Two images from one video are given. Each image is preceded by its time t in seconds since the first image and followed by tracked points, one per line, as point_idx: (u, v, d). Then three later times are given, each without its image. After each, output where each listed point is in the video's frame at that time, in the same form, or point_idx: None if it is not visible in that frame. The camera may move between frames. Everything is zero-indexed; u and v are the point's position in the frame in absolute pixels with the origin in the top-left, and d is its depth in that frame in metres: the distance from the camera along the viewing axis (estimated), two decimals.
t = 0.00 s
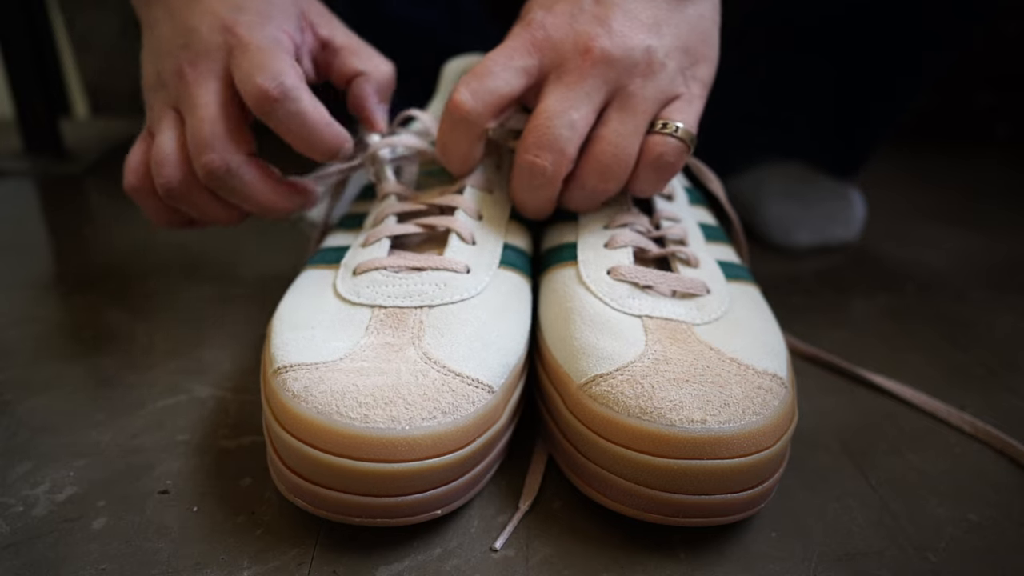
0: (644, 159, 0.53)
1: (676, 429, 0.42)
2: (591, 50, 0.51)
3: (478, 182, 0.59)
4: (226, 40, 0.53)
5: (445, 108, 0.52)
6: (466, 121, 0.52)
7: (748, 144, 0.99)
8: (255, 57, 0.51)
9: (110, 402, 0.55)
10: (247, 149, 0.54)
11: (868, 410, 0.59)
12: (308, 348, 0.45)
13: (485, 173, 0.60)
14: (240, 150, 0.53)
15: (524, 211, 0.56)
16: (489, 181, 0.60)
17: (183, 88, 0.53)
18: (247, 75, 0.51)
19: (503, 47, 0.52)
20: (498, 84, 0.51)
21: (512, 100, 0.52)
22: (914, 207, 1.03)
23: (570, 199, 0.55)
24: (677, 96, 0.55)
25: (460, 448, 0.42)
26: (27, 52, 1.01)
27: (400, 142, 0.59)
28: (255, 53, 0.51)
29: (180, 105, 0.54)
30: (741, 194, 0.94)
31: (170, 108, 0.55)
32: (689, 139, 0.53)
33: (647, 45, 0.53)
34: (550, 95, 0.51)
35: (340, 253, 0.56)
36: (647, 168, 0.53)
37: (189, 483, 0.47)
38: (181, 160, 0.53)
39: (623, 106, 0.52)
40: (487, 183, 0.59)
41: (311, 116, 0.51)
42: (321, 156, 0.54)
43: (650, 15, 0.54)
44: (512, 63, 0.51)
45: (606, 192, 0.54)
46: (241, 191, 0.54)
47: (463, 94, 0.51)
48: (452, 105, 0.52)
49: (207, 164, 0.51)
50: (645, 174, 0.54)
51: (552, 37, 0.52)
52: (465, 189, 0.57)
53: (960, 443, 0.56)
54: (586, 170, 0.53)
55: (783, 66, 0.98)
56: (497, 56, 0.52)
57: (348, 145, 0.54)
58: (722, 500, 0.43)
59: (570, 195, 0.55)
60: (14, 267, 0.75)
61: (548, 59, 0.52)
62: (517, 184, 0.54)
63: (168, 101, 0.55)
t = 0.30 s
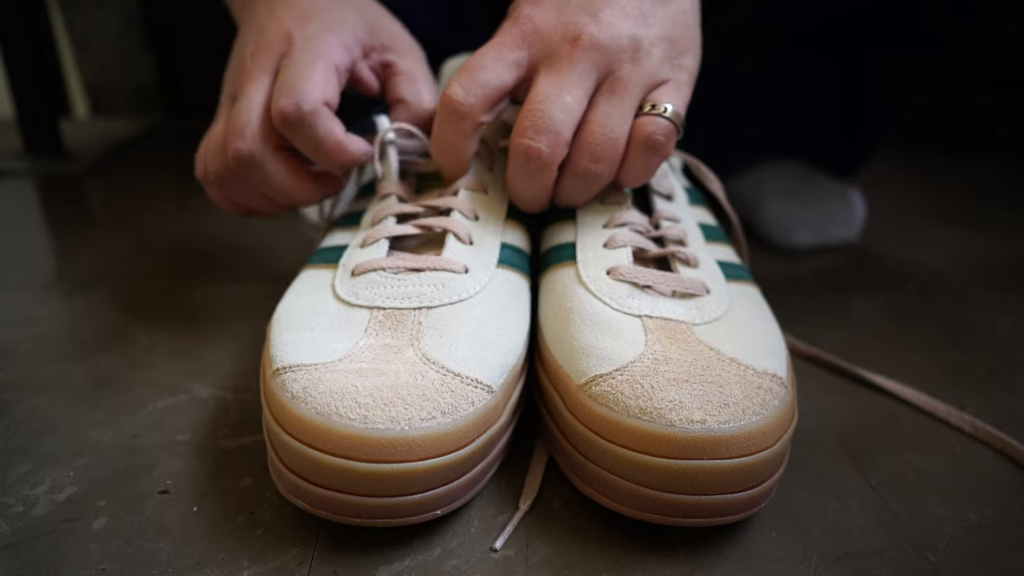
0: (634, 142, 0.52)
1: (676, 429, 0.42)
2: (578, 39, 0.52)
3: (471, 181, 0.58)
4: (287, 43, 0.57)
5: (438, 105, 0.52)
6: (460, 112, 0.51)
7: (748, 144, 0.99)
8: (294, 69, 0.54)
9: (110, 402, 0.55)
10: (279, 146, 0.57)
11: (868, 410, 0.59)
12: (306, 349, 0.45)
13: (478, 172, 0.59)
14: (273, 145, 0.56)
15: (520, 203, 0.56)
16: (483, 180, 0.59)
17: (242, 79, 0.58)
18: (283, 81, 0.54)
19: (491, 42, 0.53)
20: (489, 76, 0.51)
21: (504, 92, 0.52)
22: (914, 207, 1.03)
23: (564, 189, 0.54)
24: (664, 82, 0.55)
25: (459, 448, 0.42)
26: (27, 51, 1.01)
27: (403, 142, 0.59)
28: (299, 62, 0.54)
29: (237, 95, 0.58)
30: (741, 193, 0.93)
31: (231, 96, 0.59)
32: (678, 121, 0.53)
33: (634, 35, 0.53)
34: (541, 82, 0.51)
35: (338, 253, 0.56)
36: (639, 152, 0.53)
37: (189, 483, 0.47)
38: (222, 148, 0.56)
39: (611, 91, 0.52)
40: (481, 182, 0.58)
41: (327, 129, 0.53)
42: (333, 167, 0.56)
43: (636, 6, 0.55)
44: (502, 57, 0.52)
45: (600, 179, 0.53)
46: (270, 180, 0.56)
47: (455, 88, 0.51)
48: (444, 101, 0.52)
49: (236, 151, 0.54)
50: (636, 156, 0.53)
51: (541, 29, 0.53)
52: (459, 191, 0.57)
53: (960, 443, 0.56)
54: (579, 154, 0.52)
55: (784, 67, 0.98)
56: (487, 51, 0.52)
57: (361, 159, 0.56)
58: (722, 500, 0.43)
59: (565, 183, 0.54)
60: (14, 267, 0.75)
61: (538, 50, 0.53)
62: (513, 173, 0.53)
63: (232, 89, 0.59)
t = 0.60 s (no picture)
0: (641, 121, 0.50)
1: (677, 429, 0.42)
2: (569, 35, 0.52)
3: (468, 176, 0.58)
4: (259, 43, 0.56)
5: (430, 105, 0.52)
6: (449, 109, 0.51)
7: (748, 144, 0.99)
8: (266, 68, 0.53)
9: (110, 402, 0.55)
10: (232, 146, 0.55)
11: (868, 410, 0.59)
12: (302, 352, 0.45)
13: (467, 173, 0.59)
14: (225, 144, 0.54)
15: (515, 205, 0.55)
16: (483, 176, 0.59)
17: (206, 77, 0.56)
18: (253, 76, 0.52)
19: (484, 44, 0.53)
20: (479, 73, 0.51)
21: (496, 91, 0.52)
22: (914, 207, 1.03)
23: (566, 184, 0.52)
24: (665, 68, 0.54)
25: (457, 445, 0.42)
26: (27, 52, 1.01)
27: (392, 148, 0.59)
28: (271, 60, 0.53)
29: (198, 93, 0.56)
30: (741, 193, 0.93)
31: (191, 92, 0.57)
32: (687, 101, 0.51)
33: (625, 30, 0.53)
34: (529, 78, 0.51)
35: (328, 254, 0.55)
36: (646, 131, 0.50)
37: (189, 483, 0.47)
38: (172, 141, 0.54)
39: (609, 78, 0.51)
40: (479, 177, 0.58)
41: (291, 126, 0.51)
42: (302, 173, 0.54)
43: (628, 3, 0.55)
44: (493, 56, 0.52)
45: (605, 162, 0.50)
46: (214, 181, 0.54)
47: (445, 86, 0.51)
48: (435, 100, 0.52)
49: (185, 142, 0.52)
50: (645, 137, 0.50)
51: (531, 29, 0.54)
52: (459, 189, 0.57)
53: (960, 443, 0.56)
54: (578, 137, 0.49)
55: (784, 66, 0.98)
56: (479, 52, 0.53)
57: (327, 167, 0.53)
58: (723, 501, 0.43)
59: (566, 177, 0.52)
60: (14, 267, 0.75)
61: (529, 48, 0.53)
62: (501, 169, 0.52)
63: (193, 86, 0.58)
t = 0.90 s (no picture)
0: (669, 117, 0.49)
1: (678, 429, 0.42)
2: (584, 46, 0.53)
3: (461, 177, 0.57)
4: (197, 55, 0.55)
5: (436, 94, 0.51)
6: (456, 104, 0.50)
7: (749, 143, 0.99)
8: (208, 74, 0.52)
9: (109, 402, 0.55)
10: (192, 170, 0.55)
11: (868, 410, 0.59)
12: (298, 357, 0.44)
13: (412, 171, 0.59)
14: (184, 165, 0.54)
15: (506, 207, 0.55)
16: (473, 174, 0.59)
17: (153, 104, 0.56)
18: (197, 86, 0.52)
19: (497, 45, 0.53)
20: (490, 71, 0.51)
21: (502, 91, 0.52)
22: (914, 207, 1.03)
23: (576, 184, 0.51)
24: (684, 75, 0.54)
25: (464, 442, 0.42)
26: (27, 51, 1.01)
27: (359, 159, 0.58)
28: (212, 67, 0.53)
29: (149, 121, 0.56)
30: (741, 193, 0.93)
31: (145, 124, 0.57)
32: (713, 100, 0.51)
33: (638, 44, 0.54)
34: (541, 80, 0.51)
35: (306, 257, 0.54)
36: (673, 125, 0.50)
37: (189, 483, 0.47)
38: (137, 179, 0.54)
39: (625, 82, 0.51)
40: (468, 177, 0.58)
41: (248, 126, 0.50)
42: (275, 177, 0.52)
43: (640, 19, 0.56)
44: (508, 58, 0.52)
45: (621, 159, 0.49)
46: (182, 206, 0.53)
47: (455, 78, 0.50)
48: (442, 89, 0.50)
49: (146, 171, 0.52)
50: (666, 129, 0.50)
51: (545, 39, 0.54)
52: (446, 184, 0.57)
53: (960, 443, 0.56)
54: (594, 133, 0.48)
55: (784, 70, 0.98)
56: (494, 50, 0.52)
57: (297, 168, 0.52)
58: (724, 500, 0.43)
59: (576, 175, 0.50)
60: (14, 267, 0.75)
61: (541, 55, 0.54)
62: (501, 167, 0.51)
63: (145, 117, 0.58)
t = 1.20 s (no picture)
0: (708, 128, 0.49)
1: (678, 429, 0.42)
2: (612, 56, 0.53)
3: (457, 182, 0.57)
4: (182, 46, 0.56)
5: (454, 98, 0.51)
6: (476, 110, 0.50)
7: (748, 143, 0.99)
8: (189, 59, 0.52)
9: (109, 402, 0.55)
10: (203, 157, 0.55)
11: (868, 410, 0.59)
12: (278, 361, 0.44)
13: (406, 171, 0.59)
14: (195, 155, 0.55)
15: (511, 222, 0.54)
16: (473, 184, 0.59)
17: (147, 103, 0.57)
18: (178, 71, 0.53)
19: (522, 51, 0.53)
20: (512, 78, 0.51)
21: (524, 99, 0.52)
22: (914, 207, 1.03)
23: (594, 194, 0.50)
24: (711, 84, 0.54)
25: (436, 453, 0.42)
26: (27, 51, 1.01)
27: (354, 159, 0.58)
28: (195, 52, 0.53)
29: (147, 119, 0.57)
30: (741, 193, 0.93)
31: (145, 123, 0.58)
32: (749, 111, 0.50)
33: (666, 53, 0.54)
34: (565, 91, 0.51)
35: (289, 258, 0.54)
36: (711, 130, 0.49)
37: (189, 483, 0.47)
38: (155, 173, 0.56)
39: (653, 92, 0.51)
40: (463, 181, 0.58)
41: (221, 104, 0.50)
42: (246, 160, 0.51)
43: (670, 27, 0.56)
44: (532, 65, 0.52)
45: (647, 167, 0.48)
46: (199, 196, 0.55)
47: (477, 83, 0.50)
48: (463, 95, 0.50)
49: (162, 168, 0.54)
50: (704, 136, 0.50)
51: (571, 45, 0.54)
52: (445, 189, 0.57)
53: (960, 444, 0.56)
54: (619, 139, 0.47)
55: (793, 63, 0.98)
56: (518, 56, 0.52)
57: (268, 148, 0.51)
58: (723, 500, 0.43)
59: (596, 186, 0.50)
60: (14, 267, 0.75)
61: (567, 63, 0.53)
62: (518, 176, 0.51)
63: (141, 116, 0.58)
